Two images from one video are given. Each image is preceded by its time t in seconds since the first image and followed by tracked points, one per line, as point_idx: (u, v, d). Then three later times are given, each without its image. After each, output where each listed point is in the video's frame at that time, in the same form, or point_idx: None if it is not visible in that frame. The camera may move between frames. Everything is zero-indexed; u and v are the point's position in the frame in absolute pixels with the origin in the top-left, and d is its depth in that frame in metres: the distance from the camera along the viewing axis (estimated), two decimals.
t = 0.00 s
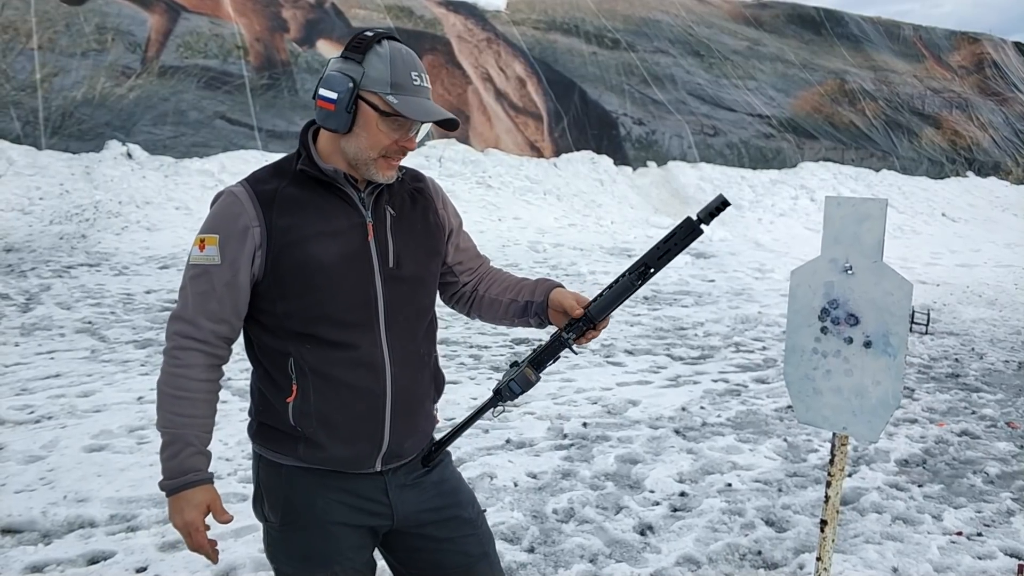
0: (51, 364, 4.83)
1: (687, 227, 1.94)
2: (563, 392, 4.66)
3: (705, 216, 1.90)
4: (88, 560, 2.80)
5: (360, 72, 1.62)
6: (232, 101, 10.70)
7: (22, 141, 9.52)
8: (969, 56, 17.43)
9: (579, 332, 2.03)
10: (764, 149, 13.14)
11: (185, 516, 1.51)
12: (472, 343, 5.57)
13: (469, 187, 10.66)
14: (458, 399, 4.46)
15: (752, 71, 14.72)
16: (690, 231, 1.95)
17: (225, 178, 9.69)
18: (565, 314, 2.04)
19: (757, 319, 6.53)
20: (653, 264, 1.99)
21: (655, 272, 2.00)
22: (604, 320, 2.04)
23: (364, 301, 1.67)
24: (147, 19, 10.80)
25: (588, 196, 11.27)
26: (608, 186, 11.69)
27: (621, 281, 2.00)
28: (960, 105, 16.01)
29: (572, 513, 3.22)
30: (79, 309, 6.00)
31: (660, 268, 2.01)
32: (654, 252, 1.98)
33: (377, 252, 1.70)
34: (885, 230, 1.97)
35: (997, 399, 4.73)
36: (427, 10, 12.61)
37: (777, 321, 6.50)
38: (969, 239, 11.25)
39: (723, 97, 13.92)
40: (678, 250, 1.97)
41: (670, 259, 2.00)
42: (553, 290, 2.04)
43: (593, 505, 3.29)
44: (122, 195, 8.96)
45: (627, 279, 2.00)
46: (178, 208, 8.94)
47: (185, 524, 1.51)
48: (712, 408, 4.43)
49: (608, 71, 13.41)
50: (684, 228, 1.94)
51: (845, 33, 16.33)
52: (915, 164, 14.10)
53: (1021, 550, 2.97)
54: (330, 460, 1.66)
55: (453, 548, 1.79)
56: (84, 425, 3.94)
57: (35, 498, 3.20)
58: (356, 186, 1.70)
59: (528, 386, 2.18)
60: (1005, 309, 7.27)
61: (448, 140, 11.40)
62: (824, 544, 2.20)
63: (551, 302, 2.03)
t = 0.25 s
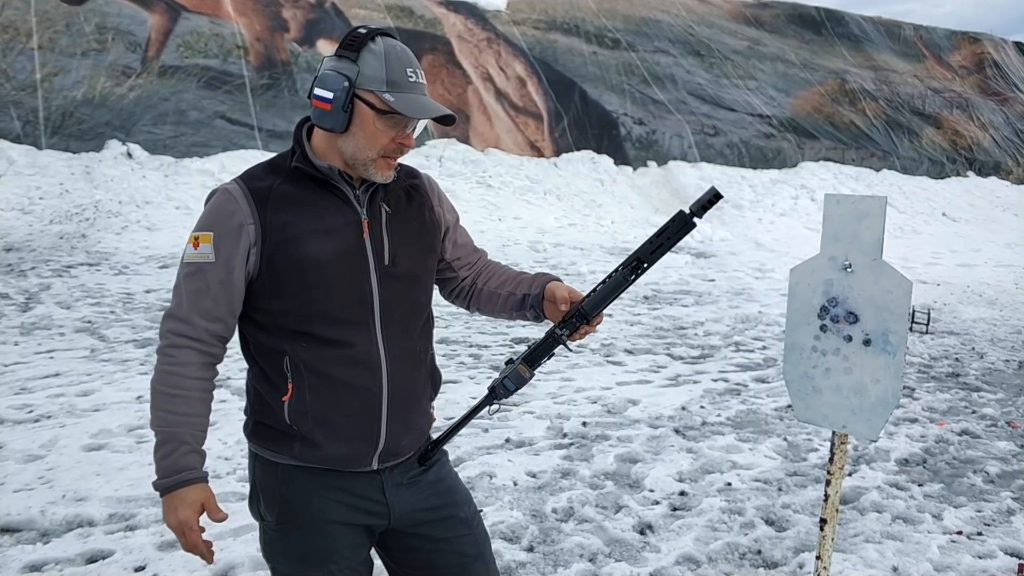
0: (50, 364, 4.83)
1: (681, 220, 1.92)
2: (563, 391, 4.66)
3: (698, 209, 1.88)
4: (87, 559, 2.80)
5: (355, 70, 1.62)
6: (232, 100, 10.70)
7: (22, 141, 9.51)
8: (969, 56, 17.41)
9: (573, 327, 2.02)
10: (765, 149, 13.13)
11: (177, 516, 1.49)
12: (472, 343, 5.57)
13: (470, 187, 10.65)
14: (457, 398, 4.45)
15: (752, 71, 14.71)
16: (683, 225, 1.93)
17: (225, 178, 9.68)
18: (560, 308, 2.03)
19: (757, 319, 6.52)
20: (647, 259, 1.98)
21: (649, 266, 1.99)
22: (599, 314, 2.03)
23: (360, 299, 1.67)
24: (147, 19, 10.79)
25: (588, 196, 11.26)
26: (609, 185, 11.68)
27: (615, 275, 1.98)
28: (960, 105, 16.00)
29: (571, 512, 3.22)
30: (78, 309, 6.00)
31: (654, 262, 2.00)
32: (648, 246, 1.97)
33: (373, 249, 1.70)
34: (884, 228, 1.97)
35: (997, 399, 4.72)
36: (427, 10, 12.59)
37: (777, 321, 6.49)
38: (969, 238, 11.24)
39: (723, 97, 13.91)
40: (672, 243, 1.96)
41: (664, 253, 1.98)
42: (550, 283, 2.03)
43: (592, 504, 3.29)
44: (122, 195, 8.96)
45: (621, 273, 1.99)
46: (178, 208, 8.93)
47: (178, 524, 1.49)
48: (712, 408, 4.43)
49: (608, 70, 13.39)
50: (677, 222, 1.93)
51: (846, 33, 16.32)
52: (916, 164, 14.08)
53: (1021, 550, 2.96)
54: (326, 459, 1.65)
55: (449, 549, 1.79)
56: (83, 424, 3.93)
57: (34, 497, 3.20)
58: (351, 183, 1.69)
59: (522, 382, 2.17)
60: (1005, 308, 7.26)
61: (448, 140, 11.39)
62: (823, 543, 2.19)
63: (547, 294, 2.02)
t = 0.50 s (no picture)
0: (50, 364, 4.83)
1: (679, 218, 1.93)
2: (563, 391, 4.65)
3: (697, 207, 1.89)
4: (87, 558, 2.80)
5: (350, 71, 1.62)
6: (233, 100, 10.70)
7: (22, 141, 9.51)
8: (970, 56, 17.40)
9: (572, 325, 2.01)
10: (765, 149, 13.13)
11: (173, 514, 1.50)
12: (472, 343, 5.57)
13: (470, 187, 10.64)
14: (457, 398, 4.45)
15: (752, 71, 14.71)
16: (682, 223, 1.94)
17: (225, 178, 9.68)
18: (559, 306, 2.03)
19: (757, 318, 6.52)
20: (645, 257, 1.98)
21: (647, 264, 1.99)
22: (597, 313, 2.03)
23: (355, 297, 1.67)
24: (147, 19, 10.79)
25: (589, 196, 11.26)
26: (609, 185, 11.68)
27: (615, 273, 1.98)
28: (961, 105, 16.00)
29: (571, 512, 3.21)
30: (78, 308, 6.00)
31: (652, 261, 2.00)
32: (646, 244, 1.97)
33: (368, 248, 1.70)
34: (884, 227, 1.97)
35: (998, 398, 4.72)
36: (428, 10, 12.57)
37: (777, 321, 6.49)
38: (970, 238, 11.23)
39: (724, 97, 13.90)
40: (670, 242, 1.96)
41: (662, 251, 1.98)
42: (549, 281, 2.04)
43: (592, 504, 3.29)
44: (123, 195, 8.96)
45: (620, 271, 1.99)
46: (178, 208, 8.93)
47: (174, 523, 1.49)
48: (712, 407, 4.43)
49: (608, 70, 13.39)
50: (676, 220, 1.93)
51: (846, 33, 16.31)
52: (916, 164, 14.08)
53: (1021, 549, 2.96)
54: (322, 458, 1.65)
55: (447, 549, 1.79)
56: (84, 424, 3.93)
57: (34, 497, 3.20)
58: (346, 182, 1.69)
59: (519, 381, 2.18)
60: (1006, 308, 7.26)
61: (448, 140, 11.39)
62: (823, 543, 2.19)
63: (547, 292, 2.03)
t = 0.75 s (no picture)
0: (51, 363, 4.83)
1: (679, 215, 1.92)
2: (563, 391, 4.65)
3: (696, 205, 1.89)
4: (88, 558, 2.80)
5: (344, 72, 1.62)
6: (233, 100, 10.70)
7: (23, 141, 9.51)
8: (971, 56, 17.39)
9: (572, 324, 2.01)
10: (765, 149, 13.14)
11: (161, 507, 1.50)
12: (473, 342, 5.57)
13: (470, 187, 10.64)
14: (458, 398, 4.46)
15: (753, 71, 14.70)
16: (681, 220, 1.94)
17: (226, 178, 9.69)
18: (560, 305, 2.03)
19: (758, 318, 6.51)
20: (645, 254, 1.98)
21: (647, 262, 1.99)
22: (598, 311, 2.02)
23: (354, 294, 1.67)
24: (147, 19, 10.79)
25: (589, 196, 11.26)
26: (610, 186, 11.68)
27: (614, 271, 1.98)
28: (961, 105, 15.99)
29: (572, 512, 3.21)
30: (78, 308, 6.00)
31: (652, 258, 1.99)
32: (646, 241, 1.97)
33: (367, 244, 1.69)
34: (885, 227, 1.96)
35: (998, 398, 4.71)
36: (428, 10, 12.56)
37: (778, 321, 6.48)
38: (971, 238, 11.23)
39: (724, 97, 13.90)
40: (670, 239, 1.95)
41: (661, 248, 1.97)
42: (551, 280, 2.04)
43: (593, 503, 3.29)
44: (123, 195, 8.96)
45: (619, 269, 1.99)
46: (179, 208, 8.94)
47: (162, 515, 1.49)
48: (713, 407, 4.43)
49: (609, 70, 13.39)
50: (675, 217, 1.93)
51: (847, 33, 16.30)
52: (917, 164, 14.08)
53: (1022, 549, 2.96)
54: (320, 454, 1.66)
55: (446, 550, 1.78)
56: (84, 424, 3.93)
57: (35, 496, 3.20)
58: (346, 177, 1.69)
59: (520, 380, 2.17)
60: (1006, 308, 7.26)
61: (449, 140, 11.38)
62: (823, 543, 2.19)
63: (548, 290, 2.03)
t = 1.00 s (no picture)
0: (51, 363, 4.82)
1: (679, 215, 1.92)
2: (564, 390, 4.65)
3: (697, 204, 1.89)
4: (88, 557, 2.80)
5: (342, 70, 1.62)
6: (233, 100, 10.70)
7: (23, 141, 9.51)
8: (971, 56, 17.38)
9: (572, 324, 2.01)
10: (766, 149, 13.14)
11: (162, 502, 1.50)
12: (473, 342, 5.56)
13: (470, 187, 10.64)
14: (458, 397, 4.45)
15: (753, 71, 14.70)
16: (682, 219, 1.94)
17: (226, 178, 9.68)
18: (559, 305, 2.03)
19: (758, 318, 6.51)
20: (645, 254, 1.97)
21: (647, 262, 1.98)
22: (598, 311, 2.02)
23: (354, 292, 1.67)
24: (148, 19, 10.79)
25: (589, 196, 11.26)
26: (610, 185, 11.68)
27: (615, 271, 1.98)
28: (962, 104, 15.99)
29: (572, 511, 3.21)
30: (79, 308, 6.00)
31: (653, 258, 1.99)
32: (646, 241, 1.96)
33: (368, 241, 1.69)
34: (885, 226, 1.96)
35: (999, 398, 4.71)
36: (429, 10, 12.55)
37: (779, 320, 6.48)
38: (971, 238, 11.22)
39: (725, 97, 13.90)
40: (670, 239, 1.95)
41: (662, 248, 1.97)
42: (551, 280, 2.03)
43: (593, 503, 3.29)
44: (124, 195, 8.96)
45: (620, 269, 1.99)
46: (179, 208, 8.94)
47: (162, 511, 1.49)
48: (713, 407, 4.43)
49: (609, 70, 13.38)
50: (676, 217, 1.93)
51: (848, 33, 16.30)
52: (917, 164, 14.08)
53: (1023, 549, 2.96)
54: (320, 452, 1.65)
55: (447, 548, 1.78)
56: (84, 424, 3.93)
57: (35, 496, 3.20)
58: (348, 174, 1.69)
59: (520, 381, 2.17)
60: (1006, 308, 7.26)
61: (449, 140, 11.38)
62: (824, 542, 2.19)
63: (548, 291, 2.02)
